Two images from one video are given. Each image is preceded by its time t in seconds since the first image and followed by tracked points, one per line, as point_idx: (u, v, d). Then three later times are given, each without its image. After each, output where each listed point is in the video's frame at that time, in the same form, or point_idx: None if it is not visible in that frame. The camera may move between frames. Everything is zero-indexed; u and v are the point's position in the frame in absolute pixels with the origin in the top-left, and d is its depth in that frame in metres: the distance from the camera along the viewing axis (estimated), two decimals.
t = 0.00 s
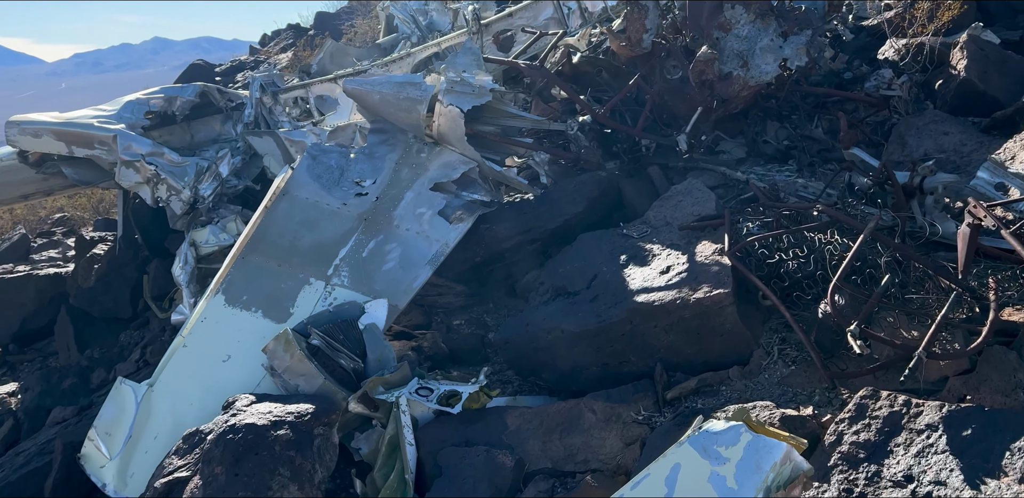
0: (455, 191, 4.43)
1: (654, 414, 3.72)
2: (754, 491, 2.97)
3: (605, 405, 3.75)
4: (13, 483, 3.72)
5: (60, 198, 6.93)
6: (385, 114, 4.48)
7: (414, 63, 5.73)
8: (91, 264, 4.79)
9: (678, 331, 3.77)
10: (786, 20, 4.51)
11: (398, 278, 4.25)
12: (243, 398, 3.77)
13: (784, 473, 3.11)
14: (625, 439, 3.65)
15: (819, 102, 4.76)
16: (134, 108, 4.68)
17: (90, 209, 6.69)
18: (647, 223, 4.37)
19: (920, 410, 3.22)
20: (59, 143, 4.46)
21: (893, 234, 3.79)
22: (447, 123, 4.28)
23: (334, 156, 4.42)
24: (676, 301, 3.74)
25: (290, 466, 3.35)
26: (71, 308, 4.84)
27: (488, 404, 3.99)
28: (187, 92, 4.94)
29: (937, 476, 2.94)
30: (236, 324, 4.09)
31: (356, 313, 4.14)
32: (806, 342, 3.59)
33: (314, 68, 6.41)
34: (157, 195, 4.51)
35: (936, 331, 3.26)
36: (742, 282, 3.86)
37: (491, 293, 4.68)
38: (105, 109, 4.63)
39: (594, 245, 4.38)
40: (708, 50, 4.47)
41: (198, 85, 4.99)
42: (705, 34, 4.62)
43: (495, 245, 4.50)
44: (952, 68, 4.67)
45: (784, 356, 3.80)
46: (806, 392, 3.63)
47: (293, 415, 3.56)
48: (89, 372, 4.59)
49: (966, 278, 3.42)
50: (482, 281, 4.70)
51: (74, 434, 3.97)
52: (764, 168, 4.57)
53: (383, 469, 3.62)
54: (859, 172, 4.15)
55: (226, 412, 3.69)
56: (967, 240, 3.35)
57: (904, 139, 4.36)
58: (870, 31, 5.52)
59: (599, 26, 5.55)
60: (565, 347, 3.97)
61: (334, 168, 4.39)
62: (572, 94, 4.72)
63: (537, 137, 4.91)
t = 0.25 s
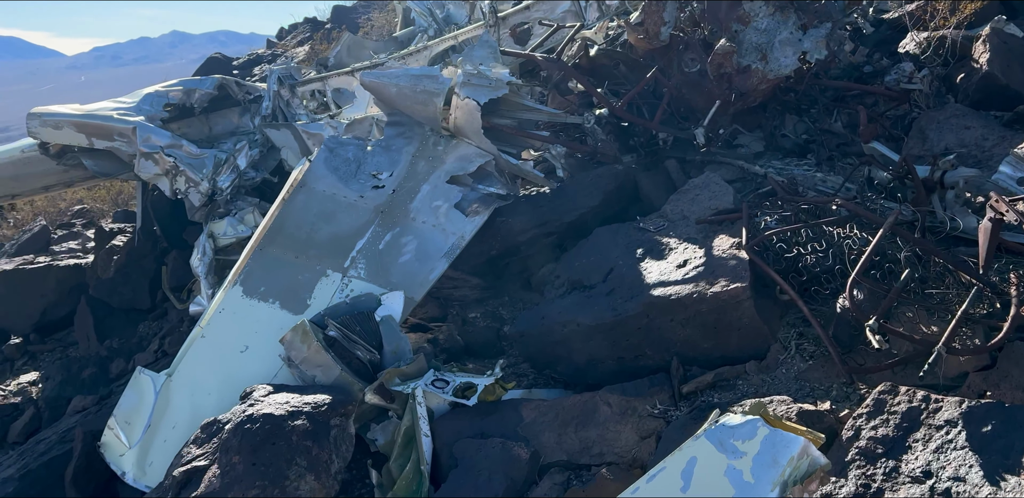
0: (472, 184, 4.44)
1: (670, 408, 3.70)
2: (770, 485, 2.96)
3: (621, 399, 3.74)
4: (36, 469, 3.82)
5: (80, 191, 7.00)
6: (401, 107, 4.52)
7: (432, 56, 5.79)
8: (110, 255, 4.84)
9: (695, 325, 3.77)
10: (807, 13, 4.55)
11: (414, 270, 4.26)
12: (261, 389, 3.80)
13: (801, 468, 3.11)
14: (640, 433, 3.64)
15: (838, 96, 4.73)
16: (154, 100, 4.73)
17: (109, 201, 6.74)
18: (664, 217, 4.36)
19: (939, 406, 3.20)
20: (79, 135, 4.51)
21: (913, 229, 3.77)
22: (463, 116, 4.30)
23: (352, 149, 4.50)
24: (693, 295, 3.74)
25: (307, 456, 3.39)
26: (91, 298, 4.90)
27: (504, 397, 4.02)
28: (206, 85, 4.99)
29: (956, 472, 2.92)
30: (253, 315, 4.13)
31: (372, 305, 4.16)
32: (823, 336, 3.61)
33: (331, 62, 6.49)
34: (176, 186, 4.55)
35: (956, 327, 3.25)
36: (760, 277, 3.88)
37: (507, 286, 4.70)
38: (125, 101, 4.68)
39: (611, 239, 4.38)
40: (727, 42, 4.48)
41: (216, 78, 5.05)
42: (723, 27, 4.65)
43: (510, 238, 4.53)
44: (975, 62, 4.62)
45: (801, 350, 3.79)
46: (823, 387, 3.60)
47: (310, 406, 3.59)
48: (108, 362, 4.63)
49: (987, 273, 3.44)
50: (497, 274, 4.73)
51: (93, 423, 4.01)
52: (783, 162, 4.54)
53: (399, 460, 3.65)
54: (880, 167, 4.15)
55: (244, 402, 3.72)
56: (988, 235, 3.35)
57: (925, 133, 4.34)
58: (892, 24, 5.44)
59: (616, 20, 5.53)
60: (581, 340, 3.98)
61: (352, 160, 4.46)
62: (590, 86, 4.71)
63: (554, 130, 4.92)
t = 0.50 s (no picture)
0: (487, 178, 4.47)
1: (685, 403, 3.69)
2: (785, 481, 2.97)
3: (636, 394, 3.73)
4: (55, 459, 3.89)
5: (98, 183, 7.06)
6: (416, 100, 4.52)
7: (448, 49, 5.79)
8: (128, 247, 4.88)
9: (711, 320, 3.75)
10: (824, 7, 4.58)
11: (429, 264, 4.28)
12: (276, 380, 3.82)
13: (817, 464, 3.10)
14: (655, 428, 3.64)
15: (857, 90, 4.73)
16: (171, 93, 4.78)
17: (127, 194, 6.79)
18: (679, 211, 4.36)
19: (958, 403, 3.17)
20: (97, 127, 4.55)
21: (931, 224, 3.74)
22: (478, 109, 4.34)
23: (367, 142, 4.51)
24: (709, 290, 3.71)
25: (322, 448, 3.43)
26: (109, 290, 4.95)
27: (518, 390, 4.01)
28: (222, 78, 5.05)
29: (975, 470, 2.90)
30: (270, 307, 4.15)
31: (386, 298, 4.18)
32: (841, 332, 3.58)
33: (346, 55, 6.51)
34: (193, 179, 4.59)
35: (975, 323, 3.23)
36: (776, 272, 3.88)
37: (521, 281, 4.72)
38: (143, 95, 4.71)
39: (626, 233, 4.38)
40: (745, 36, 4.41)
41: (232, 71, 5.11)
42: (740, 21, 4.59)
43: (526, 233, 4.52)
44: (996, 56, 4.54)
45: (818, 346, 3.77)
46: (840, 384, 3.60)
47: (325, 398, 3.61)
48: (125, 353, 4.68)
49: (1007, 270, 3.37)
50: (512, 268, 4.75)
51: (111, 413, 4.05)
52: (799, 156, 4.54)
53: (413, 452, 3.67)
54: (898, 162, 4.14)
55: (259, 394, 3.74)
56: (1008, 231, 3.32)
57: (945, 128, 4.31)
58: (912, 18, 5.37)
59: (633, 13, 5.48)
60: (596, 335, 3.98)
61: (367, 153, 4.48)
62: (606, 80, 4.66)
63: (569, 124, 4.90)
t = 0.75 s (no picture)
0: (501, 172, 4.46)
1: (700, 399, 3.68)
2: (802, 477, 2.94)
3: (650, 388, 3.72)
4: (72, 449, 3.95)
5: (115, 176, 7.11)
6: (431, 93, 4.53)
7: (462, 42, 5.77)
8: (144, 240, 4.92)
9: (726, 316, 3.74)
10: None
11: (443, 258, 4.32)
12: (291, 372, 3.84)
13: (834, 461, 3.07)
14: (669, 423, 3.63)
15: (874, 84, 4.66)
16: (187, 86, 4.80)
17: (143, 186, 6.83)
18: (695, 206, 4.34)
19: (977, 400, 3.13)
20: (115, 120, 4.58)
21: (951, 220, 3.70)
22: (493, 103, 4.31)
23: (382, 135, 4.51)
24: (725, 285, 3.70)
25: (336, 440, 3.44)
26: (126, 282, 4.99)
27: (532, 384, 4.03)
28: (238, 71, 5.02)
29: (993, 468, 2.86)
30: (285, 300, 4.17)
31: (401, 292, 4.20)
32: (858, 328, 3.58)
33: (361, 49, 6.45)
34: (209, 172, 4.61)
35: (995, 320, 3.22)
36: (793, 267, 3.85)
37: (535, 275, 4.71)
38: (159, 88, 4.75)
39: (641, 227, 4.36)
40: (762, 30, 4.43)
41: (248, 64, 5.08)
42: (757, 15, 4.62)
43: (539, 228, 4.55)
44: (1018, 50, 4.50)
45: (834, 342, 3.76)
46: (856, 380, 3.58)
47: (339, 391, 3.62)
48: (142, 345, 4.72)
49: None
50: (526, 262, 4.75)
51: (127, 404, 4.09)
52: (816, 151, 4.53)
53: (427, 446, 3.71)
54: (918, 156, 4.11)
55: (274, 386, 3.76)
56: None
57: (964, 123, 4.25)
58: (932, 11, 5.31)
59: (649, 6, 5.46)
60: (610, 329, 3.96)
61: (382, 146, 4.48)
62: (621, 74, 4.65)
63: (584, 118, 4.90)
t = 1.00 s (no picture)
0: (515, 166, 4.48)
1: (714, 394, 3.66)
2: (817, 474, 2.92)
3: (664, 384, 3.71)
4: (88, 439, 3.99)
5: (131, 169, 7.16)
6: (445, 87, 4.52)
7: (477, 36, 5.77)
8: (160, 233, 4.96)
9: (741, 311, 3.72)
10: None
11: (457, 252, 4.33)
12: (305, 365, 3.84)
13: (850, 457, 3.03)
14: (684, 418, 3.62)
15: (893, 78, 4.64)
16: (202, 80, 4.82)
17: (159, 180, 6.87)
18: (710, 201, 4.33)
19: (995, 398, 3.11)
20: (131, 114, 4.61)
21: (970, 216, 3.66)
22: (508, 97, 4.32)
23: (396, 130, 4.50)
24: (740, 281, 3.68)
25: (350, 433, 3.46)
26: (142, 275, 5.03)
27: (545, 379, 4.03)
28: (253, 65, 5.03)
29: (1012, 466, 2.82)
30: (300, 293, 4.18)
31: (415, 286, 4.21)
32: (875, 325, 3.54)
33: (376, 43, 6.46)
34: (224, 165, 4.63)
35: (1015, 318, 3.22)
36: (809, 262, 3.83)
37: (549, 270, 4.72)
38: (175, 81, 4.76)
39: (656, 222, 4.35)
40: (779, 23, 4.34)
41: (263, 58, 5.08)
42: (774, 8, 4.55)
43: (553, 222, 4.54)
44: None
45: (850, 339, 3.72)
46: (873, 377, 3.55)
47: (354, 384, 3.63)
48: (157, 337, 4.75)
49: None
50: (540, 257, 4.76)
51: (143, 395, 4.12)
52: (833, 146, 4.49)
53: (441, 438, 3.70)
54: (936, 152, 4.08)
55: (289, 378, 3.78)
56: None
57: (984, 118, 4.20)
58: (952, 5, 5.26)
59: None
60: (624, 325, 3.95)
61: (396, 140, 4.48)
62: (636, 68, 4.62)
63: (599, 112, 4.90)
